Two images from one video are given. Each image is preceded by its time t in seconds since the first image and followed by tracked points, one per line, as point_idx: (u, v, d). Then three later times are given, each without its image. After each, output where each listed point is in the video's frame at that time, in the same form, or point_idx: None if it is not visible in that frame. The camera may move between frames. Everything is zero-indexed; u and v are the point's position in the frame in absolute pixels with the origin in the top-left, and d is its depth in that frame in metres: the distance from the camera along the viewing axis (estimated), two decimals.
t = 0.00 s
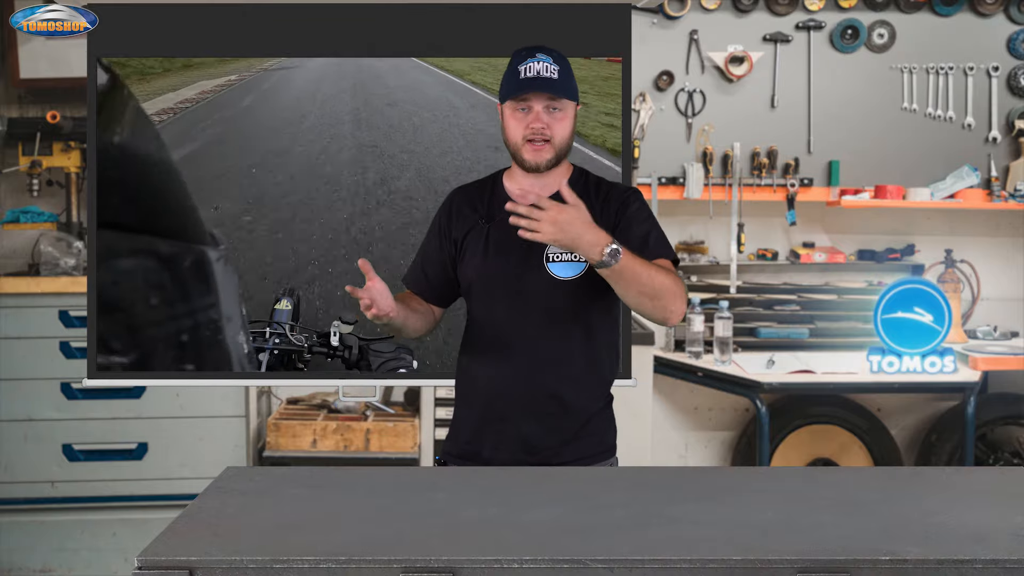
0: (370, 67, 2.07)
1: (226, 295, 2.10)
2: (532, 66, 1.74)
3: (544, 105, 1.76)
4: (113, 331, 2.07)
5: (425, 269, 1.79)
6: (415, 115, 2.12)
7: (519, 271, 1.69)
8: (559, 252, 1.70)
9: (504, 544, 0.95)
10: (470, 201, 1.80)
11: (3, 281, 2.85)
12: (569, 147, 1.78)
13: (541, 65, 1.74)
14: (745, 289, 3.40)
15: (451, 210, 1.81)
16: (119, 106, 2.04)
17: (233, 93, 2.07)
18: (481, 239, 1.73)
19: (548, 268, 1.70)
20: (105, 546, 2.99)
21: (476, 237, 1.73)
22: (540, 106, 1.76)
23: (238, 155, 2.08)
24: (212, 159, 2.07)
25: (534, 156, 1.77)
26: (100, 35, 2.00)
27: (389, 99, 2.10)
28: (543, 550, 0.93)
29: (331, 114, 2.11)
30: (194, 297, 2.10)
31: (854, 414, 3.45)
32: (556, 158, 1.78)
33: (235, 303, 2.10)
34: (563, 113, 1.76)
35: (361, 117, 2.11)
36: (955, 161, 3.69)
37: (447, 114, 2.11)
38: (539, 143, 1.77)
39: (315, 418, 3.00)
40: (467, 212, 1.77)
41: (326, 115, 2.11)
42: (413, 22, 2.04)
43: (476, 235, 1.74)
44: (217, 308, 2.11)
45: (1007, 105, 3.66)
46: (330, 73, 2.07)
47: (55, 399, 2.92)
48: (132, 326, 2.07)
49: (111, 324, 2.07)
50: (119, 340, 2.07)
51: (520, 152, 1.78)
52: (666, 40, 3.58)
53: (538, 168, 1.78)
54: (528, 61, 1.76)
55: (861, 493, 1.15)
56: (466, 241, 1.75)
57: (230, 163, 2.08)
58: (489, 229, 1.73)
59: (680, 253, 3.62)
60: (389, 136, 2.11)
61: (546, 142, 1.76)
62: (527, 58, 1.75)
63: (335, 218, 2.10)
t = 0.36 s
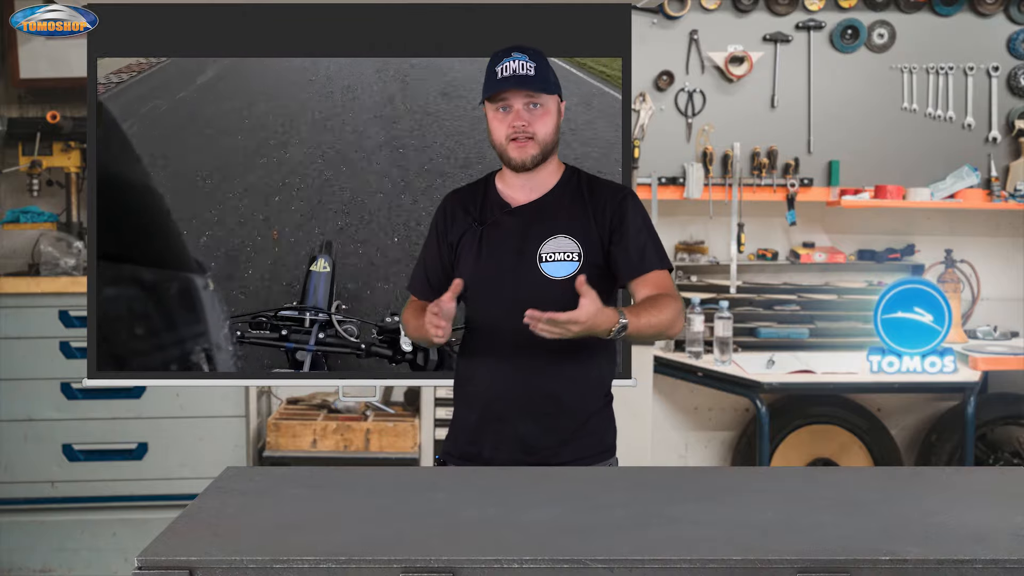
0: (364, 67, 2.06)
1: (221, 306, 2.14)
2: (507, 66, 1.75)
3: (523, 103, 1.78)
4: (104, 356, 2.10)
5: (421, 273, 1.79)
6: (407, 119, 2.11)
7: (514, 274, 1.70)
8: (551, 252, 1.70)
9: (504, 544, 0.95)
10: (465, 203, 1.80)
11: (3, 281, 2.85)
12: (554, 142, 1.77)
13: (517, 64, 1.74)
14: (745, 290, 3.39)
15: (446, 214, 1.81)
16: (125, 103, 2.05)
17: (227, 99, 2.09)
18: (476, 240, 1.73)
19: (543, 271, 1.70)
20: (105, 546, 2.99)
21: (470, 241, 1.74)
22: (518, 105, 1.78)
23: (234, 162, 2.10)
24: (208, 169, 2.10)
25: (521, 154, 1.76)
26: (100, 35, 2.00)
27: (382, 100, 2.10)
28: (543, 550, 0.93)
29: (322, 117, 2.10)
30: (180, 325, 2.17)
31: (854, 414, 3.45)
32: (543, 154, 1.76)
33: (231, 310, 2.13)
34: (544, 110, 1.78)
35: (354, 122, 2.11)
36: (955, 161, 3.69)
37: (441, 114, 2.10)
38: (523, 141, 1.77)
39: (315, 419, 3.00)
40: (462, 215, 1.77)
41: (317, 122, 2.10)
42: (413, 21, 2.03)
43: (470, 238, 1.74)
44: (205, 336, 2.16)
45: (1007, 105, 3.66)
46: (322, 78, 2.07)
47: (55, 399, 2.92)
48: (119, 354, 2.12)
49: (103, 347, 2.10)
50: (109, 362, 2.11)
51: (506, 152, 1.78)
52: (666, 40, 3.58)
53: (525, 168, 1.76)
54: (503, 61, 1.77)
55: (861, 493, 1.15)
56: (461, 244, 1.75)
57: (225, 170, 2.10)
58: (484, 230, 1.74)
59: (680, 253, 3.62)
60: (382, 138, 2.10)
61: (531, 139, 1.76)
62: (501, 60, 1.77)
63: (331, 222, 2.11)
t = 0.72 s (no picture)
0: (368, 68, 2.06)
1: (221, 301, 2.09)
2: (509, 76, 1.71)
3: (527, 114, 1.72)
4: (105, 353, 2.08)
5: (425, 272, 1.77)
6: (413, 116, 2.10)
7: (523, 276, 1.70)
8: (562, 257, 1.70)
9: (503, 544, 0.95)
10: (471, 201, 1.78)
11: (3, 281, 2.85)
12: (559, 150, 1.72)
13: (518, 73, 1.71)
14: (745, 290, 3.39)
15: (452, 212, 1.79)
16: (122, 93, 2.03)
17: (230, 97, 2.06)
18: (484, 241, 1.72)
19: (554, 275, 1.70)
20: (105, 546, 2.99)
21: (477, 241, 1.73)
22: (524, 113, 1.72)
23: (235, 161, 2.07)
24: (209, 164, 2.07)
25: (524, 164, 1.71)
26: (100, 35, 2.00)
27: (387, 101, 2.09)
28: (543, 550, 0.93)
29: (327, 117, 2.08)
30: (185, 322, 2.12)
31: (854, 414, 3.45)
32: (547, 163, 1.72)
33: (236, 307, 2.10)
34: (548, 118, 1.72)
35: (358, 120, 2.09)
36: (955, 161, 3.69)
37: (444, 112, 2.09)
38: (528, 151, 1.71)
39: (315, 419, 3.00)
40: (468, 213, 1.76)
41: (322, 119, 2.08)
42: (413, 21, 2.03)
43: (478, 238, 1.73)
44: (209, 333, 2.11)
45: (1007, 105, 3.66)
46: (329, 79, 2.06)
47: (55, 399, 2.92)
48: (121, 352, 2.08)
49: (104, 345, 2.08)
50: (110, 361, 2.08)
51: (511, 163, 1.73)
52: (666, 40, 3.58)
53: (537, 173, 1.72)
54: (505, 71, 1.73)
55: (861, 493, 1.15)
56: (468, 244, 1.74)
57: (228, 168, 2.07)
58: (492, 232, 1.72)
59: (680, 253, 3.62)
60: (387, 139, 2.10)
61: (535, 148, 1.70)
62: (502, 70, 1.74)
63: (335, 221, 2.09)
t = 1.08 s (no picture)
0: (367, 68, 2.06)
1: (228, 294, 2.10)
2: (512, 74, 1.71)
3: (529, 112, 1.72)
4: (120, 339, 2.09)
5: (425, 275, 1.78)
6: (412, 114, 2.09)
7: (522, 278, 1.70)
8: (562, 258, 1.70)
9: (503, 544, 0.95)
10: (470, 202, 1.78)
11: (3, 281, 2.85)
12: (561, 149, 1.73)
13: (521, 73, 1.71)
14: (745, 289, 3.39)
15: (451, 214, 1.78)
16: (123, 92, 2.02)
17: (227, 98, 2.05)
18: (484, 243, 1.72)
19: (554, 276, 1.70)
20: (105, 546, 2.99)
21: (477, 243, 1.73)
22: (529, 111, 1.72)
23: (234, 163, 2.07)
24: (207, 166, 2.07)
25: (527, 163, 1.71)
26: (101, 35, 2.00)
27: (387, 102, 2.09)
28: (543, 550, 0.93)
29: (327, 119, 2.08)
30: (200, 305, 2.13)
31: (854, 414, 3.45)
32: (550, 162, 1.72)
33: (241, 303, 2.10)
34: (550, 116, 1.73)
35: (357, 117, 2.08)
36: (955, 161, 3.69)
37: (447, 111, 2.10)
38: (530, 150, 1.71)
39: (315, 419, 3.00)
40: (468, 214, 1.75)
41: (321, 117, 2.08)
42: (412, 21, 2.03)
43: (477, 240, 1.73)
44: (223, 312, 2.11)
45: (1007, 105, 3.66)
46: (329, 81, 2.06)
47: (55, 399, 2.92)
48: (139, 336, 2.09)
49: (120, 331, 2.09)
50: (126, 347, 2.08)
51: (514, 162, 1.72)
52: (666, 40, 3.58)
53: (539, 172, 1.72)
54: (507, 69, 1.73)
55: (861, 493, 1.15)
56: (468, 246, 1.74)
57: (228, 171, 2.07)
58: (492, 233, 1.72)
59: (680, 253, 3.62)
60: (389, 138, 2.09)
61: (537, 147, 1.71)
62: (506, 68, 1.74)
63: (326, 215, 2.09)
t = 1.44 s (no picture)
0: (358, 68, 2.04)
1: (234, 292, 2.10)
2: (502, 72, 1.74)
3: (523, 108, 1.75)
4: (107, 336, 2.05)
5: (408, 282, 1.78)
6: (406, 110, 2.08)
7: (508, 279, 1.71)
8: (549, 255, 1.71)
9: (503, 544, 0.95)
10: (451, 210, 1.80)
11: (3, 281, 2.86)
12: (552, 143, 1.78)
13: (511, 69, 1.74)
14: (745, 289, 3.39)
15: (433, 223, 1.80)
16: (119, 100, 2.03)
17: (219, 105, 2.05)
18: (467, 247, 1.73)
19: (540, 275, 1.71)
20: (105, 546, 2.99)
21: (459, 249, 1.74)
22: (523, 109, 1.75)
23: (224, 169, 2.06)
24: (207, 172, 2.07)
25: (527, 158, 1.73)
26: (100, 35, 1.99)
27: (375, 103, 2.07)
28: (543, 550, 0.93)
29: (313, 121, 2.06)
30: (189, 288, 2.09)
31: (854, 414, 3.45)
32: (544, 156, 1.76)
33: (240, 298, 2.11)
34: (541, 111, 1.77)
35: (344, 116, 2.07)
36: (955, 161, 3.69)
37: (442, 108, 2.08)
38: (529, 144, 1.74)
39: (315, 419, 3.00)
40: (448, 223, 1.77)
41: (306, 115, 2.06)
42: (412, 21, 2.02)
43: (458, 247, 1.74)
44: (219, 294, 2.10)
45: (1007, 105, 3.66)
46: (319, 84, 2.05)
47: (55, 399, 2.92)
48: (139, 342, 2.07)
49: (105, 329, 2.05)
50: (114, 346, 2.06)
51: (513, 159, 1.73)
52: (666, 40, 3.58)
53: (533, 170, 1.74)
54: (495, 68, 1.76)
55: (861, 493, 1.15)
56: (450, 253, 1.75)
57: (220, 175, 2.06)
58: (474, 238, 1.73)
59: (680, 253, 3.61)
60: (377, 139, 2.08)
61: (536, 141, 1.74)
62: (493, 69, 1.76)
63: (316, 178, 2.06)
